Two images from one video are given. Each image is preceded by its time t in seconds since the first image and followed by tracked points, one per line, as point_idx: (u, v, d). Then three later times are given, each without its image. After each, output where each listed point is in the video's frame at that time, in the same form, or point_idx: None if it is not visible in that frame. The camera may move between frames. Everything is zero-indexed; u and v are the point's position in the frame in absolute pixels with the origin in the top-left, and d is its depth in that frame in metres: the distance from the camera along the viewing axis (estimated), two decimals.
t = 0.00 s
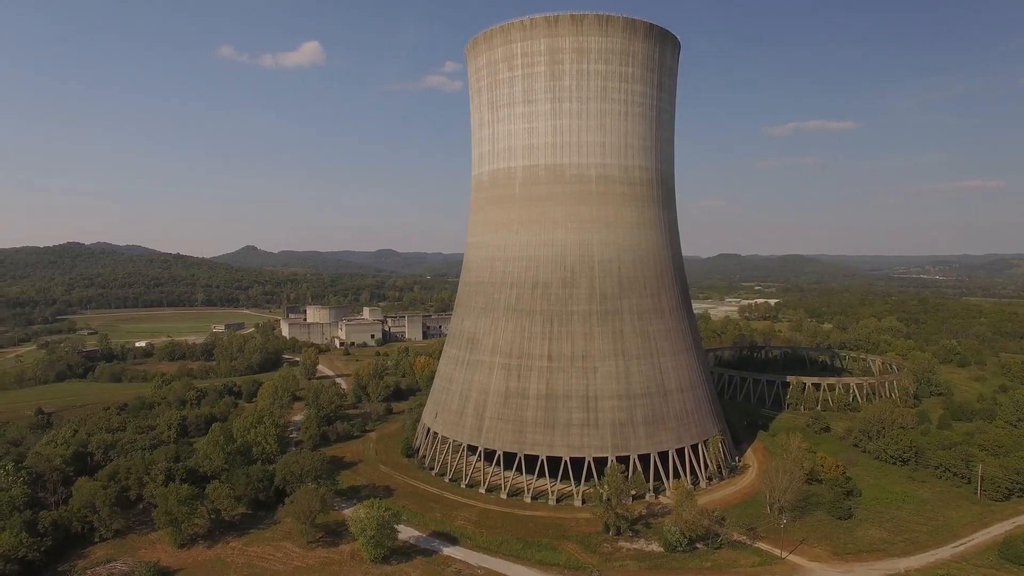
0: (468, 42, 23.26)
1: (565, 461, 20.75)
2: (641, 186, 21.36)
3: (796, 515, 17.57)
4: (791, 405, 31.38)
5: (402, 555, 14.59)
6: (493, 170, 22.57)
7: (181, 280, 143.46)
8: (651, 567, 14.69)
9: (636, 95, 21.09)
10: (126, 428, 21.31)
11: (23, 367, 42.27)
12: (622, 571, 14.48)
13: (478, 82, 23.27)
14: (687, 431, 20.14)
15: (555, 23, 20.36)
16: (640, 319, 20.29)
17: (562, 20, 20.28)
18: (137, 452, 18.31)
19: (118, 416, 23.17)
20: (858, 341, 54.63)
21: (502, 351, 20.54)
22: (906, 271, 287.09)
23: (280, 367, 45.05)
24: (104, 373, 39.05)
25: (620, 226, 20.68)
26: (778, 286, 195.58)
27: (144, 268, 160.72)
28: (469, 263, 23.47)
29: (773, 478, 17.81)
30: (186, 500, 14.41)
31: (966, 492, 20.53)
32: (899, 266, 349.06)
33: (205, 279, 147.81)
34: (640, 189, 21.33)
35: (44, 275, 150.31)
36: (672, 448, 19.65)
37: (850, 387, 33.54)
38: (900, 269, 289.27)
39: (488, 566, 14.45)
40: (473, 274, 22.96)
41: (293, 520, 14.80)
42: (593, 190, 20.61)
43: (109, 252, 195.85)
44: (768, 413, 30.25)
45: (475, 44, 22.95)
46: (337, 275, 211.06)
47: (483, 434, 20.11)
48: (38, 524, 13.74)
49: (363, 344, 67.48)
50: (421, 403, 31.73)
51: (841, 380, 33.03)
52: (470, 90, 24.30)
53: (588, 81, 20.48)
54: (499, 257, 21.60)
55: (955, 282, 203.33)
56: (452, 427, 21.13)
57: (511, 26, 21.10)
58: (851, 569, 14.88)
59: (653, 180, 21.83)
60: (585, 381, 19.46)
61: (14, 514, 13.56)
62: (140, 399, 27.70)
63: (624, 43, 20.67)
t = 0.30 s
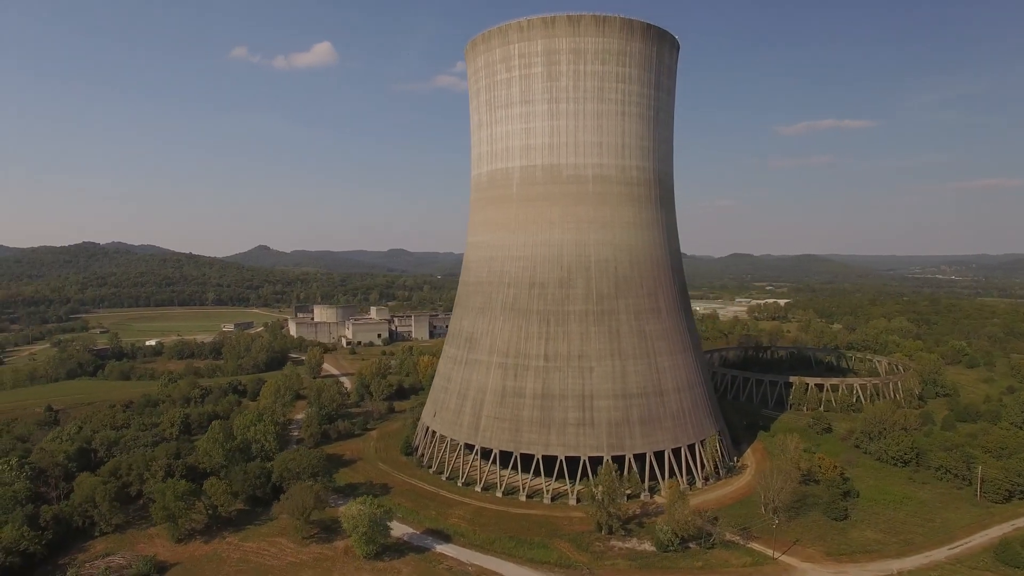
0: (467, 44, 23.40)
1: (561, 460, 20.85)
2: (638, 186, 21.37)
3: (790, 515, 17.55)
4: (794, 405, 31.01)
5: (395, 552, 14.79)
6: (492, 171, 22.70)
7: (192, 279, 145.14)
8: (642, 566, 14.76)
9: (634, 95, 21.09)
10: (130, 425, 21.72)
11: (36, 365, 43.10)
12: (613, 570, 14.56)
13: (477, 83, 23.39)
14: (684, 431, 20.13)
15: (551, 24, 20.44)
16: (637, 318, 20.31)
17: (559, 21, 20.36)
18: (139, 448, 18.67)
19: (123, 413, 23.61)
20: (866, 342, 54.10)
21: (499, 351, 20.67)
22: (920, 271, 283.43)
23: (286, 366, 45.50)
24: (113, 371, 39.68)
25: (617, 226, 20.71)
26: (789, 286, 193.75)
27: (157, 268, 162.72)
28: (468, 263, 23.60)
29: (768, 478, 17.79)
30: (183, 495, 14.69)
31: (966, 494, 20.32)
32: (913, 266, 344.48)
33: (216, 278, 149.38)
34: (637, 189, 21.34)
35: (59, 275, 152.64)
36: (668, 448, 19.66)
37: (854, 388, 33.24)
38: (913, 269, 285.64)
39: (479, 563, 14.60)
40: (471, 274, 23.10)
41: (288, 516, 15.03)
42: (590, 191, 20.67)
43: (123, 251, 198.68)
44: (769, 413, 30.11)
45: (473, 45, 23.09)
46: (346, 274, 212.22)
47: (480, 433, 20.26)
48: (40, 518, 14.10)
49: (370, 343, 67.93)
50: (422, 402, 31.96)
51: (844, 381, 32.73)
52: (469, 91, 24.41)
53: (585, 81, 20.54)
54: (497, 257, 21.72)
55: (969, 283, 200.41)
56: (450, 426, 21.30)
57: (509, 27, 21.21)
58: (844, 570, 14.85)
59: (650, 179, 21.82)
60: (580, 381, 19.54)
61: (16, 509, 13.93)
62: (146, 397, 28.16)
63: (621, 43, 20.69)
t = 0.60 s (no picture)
0: (466, 45, 23.52)
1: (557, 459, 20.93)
2: (635, 186, 21.39)
3: (785, 516, 17.53)
4: (795, 406, 30.86)
5: (387, 549, 14.96)
6: (489, 171, 22.82)
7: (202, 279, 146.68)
8: (633, 565, 14.82)
9: (630, 95, 21.11)
10: (133, 422, 22.09)
11: (46, 362, 43.81)
12: (604, 569, 14.62)
13: (474, 83, 23.51)
14: (679, 430, 20.13)
15: (548, 24, 20.51)
16: (633, 318, 20.34)
17: (555, 21, 20.42)
18: (141, 445, 19.00)
19: (127, 410, 24.00)
20: (873, 342, 53.64)
21: (495, 350, 20.78)
22: (932, 270, 280.09)
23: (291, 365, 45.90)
24: (121, 369, 40.26)
25: (613, 226, 20.76)
26: (799, 286, 192.15)
27: (168, 267, 164.55)
28: (466, 263, 23.72)
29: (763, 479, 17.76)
30: (181, 491, 14.96)
31: (966, 495, 20.15)
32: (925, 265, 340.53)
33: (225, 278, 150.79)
34: (634, 189, 21.36)
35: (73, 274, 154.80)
36: (663, 448, 19.68)
37: (857, 388, 32.98)
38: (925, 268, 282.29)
39: (471, 561, 14.73)
40: (469, 274, 23.23)
41: (283, 513, 15.23)
42: (585, 191, 20.73)
43: (134, 251, 200.65)
44: (771, 413, 29.97)
45: (471, 46, 23.21)
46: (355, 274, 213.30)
47: (476, 431, 20.39)
48: (41, 512, 14.42)
49: (375, 342, 68.33)
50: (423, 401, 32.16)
51: (847, 381, 32.48)
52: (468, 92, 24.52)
53: (581, 82, 20.59)
54: (494, 257, 21.83)
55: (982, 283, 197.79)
56: (447, 425, 21.43)
57: (505, 28, 21.33)
58: (836, 571, 14.81)
59: (647, 179, 21.83)
60: (576, 380, 19.61)
61: (18, 503, 14.26)
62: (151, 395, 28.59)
63: (618, 43, 20.71)
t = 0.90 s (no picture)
0: (464, 46, 23.63)
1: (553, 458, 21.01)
2: (631, 186, 21.41)
3: (779, 516, 17.51)
4: (797, 406, 30.70)
5: (381, 546, 15.11)
6: (487, 171, 22.93)
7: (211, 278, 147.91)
8: (624, 564, 14.88)
9: (627, 95, 21.13)
10: (136, 420, 22.42)
11: (54, 361, 44.39)
12: (595, 568, 14.67)
13: (472, 84, 23.61)
14: (675, 430, 20.15)
15: (544, 25, 20.59)
16: (628, 318, 20.38)
17: (552, 22, 20.50)
18: (142, 442, 19.30)
19: (131, 408, 24.34)
20: (878, 342, 53.29)
21: (492, 349, 20.90)
22: (943, 270, 277.07)
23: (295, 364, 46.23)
24: (128, 368, 40.75)
25: (609, 226, 20.80)
26: (807, 286, 190.68)
27: (177, 267, 166.00)
28: (464, 263, 23.83)
29: (758, 478, 17.74)
30: (177, 487, 15.20)
31: (965, 497, 20.02)
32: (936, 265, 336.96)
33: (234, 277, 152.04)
34: (630, 188, 21.38)
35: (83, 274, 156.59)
36: (659, 447, 19.71)
37: (859, 389, 32.79)
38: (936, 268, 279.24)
39: (464, 559, 14.83)
40: (467, 273, 23.35)
41: (278, 510, 15.41)
42: (582, 191, 20.78)
43: (145, 250, 202.70)
44: (771, 414, 29.85)
45: (469, 47, 23.32)
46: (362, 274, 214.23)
47: (472, 430, 20.51)
48: (42, 508, 14.71)
49: (380, 341, 68.67)
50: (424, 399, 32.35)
51: (849, 381, 32.31)
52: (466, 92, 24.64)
53: (577, 82, 20.65)
54: (491, 257, 21.93)
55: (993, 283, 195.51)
56: (444, 424, 21.55)
57: (502, 29, 21.43)
58: (827, 571, 14.80)
59: (644, 179, 21.85)
60: (571, 380, 19.69)
61: (19, 498, 14.56)
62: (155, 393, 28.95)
63: (614, 44, 20.74)
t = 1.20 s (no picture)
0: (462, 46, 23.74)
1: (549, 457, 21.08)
2: (627, 186, 21.43)
3: (772, 516, 17.48)
4: (798, 406, 30.54)
5: (373, 542, 15.28)
6: (484, 171, 23.05)
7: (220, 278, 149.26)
8: (614, 563, 14.94)
9: (623, 95, 21.15)
10: (139, 417, 22.78)
11: (64, 359, 45.07)
12: (585, 567, 14.73)
13: (470, 84, 23.72)
14: (671, 430, 20.16)
15: (540, 26, 20.68)
16: (624, 318, 20.42)
17: (548, 23, 20.57)
18: (143, 439, 19.63)
19: (135, 406, 24.74)
20: (884, 343, 52.85)
21: (488, 348, 21.02)
22: (956, 270, 273.62)
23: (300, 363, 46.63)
24: (135, 366, 41.29)
25: (605, 226, 20.84)
26: (817, 286, 189.14)
27: (187, 267, 167.66)
28: (462, 263, 23.97)
29: (752, 478, 17.72)
30: (174, 483, 15.44)
31: (964, 498, 19.86)
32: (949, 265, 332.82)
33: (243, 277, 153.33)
34: (626, 188, 21.39)
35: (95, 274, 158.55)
36: (654, 447, 19.73)
37: (862, 389, 32.54)
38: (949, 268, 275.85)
39: (455, 556, 14.96)
40: (465, 272, 23.48)
41: (273, 507, 15.62)
42: (578, 191, 20.85)
43: (156, 250, 204.80)
44: (772, 414, 29.72)
45: (467, 48, 23.43)
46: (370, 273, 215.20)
47: (468, 429, 20.65)
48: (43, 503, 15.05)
49: (385, 341, 69.03)
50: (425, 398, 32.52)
51: (852, 382, 32.08)
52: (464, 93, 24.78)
53: (573, 82, 20.70)
54: (488, 256, 22.04)
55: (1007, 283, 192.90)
56: (441, 422, 21.70)
57: (499, 30, 21.54)
58: (819, 571, 14.79)
59: (640, 179, 21.86)
60: (566, 379, 19.77)
61: (21, 493, 14.90)
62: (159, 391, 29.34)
63: (610, 44, 20.75)
